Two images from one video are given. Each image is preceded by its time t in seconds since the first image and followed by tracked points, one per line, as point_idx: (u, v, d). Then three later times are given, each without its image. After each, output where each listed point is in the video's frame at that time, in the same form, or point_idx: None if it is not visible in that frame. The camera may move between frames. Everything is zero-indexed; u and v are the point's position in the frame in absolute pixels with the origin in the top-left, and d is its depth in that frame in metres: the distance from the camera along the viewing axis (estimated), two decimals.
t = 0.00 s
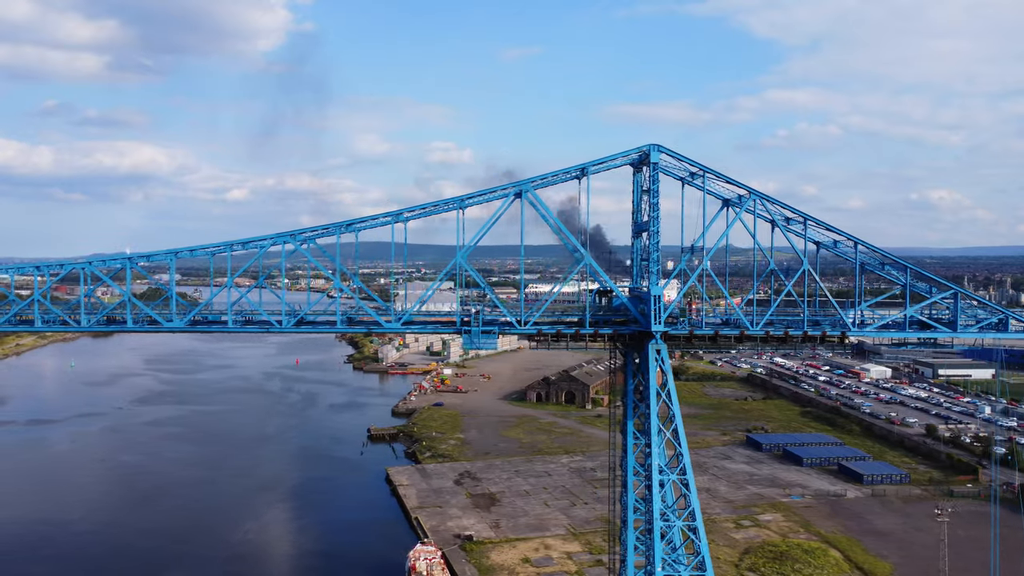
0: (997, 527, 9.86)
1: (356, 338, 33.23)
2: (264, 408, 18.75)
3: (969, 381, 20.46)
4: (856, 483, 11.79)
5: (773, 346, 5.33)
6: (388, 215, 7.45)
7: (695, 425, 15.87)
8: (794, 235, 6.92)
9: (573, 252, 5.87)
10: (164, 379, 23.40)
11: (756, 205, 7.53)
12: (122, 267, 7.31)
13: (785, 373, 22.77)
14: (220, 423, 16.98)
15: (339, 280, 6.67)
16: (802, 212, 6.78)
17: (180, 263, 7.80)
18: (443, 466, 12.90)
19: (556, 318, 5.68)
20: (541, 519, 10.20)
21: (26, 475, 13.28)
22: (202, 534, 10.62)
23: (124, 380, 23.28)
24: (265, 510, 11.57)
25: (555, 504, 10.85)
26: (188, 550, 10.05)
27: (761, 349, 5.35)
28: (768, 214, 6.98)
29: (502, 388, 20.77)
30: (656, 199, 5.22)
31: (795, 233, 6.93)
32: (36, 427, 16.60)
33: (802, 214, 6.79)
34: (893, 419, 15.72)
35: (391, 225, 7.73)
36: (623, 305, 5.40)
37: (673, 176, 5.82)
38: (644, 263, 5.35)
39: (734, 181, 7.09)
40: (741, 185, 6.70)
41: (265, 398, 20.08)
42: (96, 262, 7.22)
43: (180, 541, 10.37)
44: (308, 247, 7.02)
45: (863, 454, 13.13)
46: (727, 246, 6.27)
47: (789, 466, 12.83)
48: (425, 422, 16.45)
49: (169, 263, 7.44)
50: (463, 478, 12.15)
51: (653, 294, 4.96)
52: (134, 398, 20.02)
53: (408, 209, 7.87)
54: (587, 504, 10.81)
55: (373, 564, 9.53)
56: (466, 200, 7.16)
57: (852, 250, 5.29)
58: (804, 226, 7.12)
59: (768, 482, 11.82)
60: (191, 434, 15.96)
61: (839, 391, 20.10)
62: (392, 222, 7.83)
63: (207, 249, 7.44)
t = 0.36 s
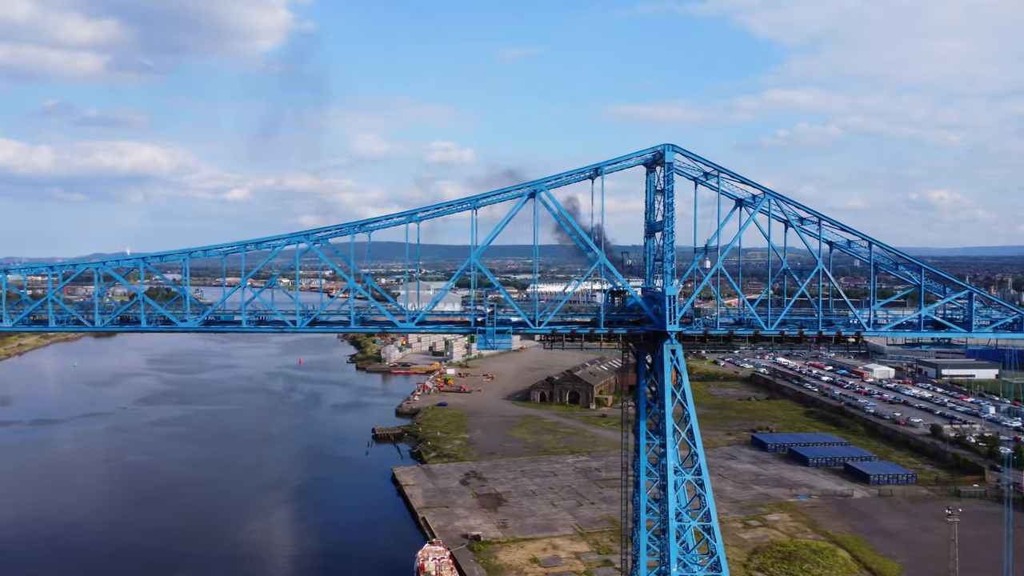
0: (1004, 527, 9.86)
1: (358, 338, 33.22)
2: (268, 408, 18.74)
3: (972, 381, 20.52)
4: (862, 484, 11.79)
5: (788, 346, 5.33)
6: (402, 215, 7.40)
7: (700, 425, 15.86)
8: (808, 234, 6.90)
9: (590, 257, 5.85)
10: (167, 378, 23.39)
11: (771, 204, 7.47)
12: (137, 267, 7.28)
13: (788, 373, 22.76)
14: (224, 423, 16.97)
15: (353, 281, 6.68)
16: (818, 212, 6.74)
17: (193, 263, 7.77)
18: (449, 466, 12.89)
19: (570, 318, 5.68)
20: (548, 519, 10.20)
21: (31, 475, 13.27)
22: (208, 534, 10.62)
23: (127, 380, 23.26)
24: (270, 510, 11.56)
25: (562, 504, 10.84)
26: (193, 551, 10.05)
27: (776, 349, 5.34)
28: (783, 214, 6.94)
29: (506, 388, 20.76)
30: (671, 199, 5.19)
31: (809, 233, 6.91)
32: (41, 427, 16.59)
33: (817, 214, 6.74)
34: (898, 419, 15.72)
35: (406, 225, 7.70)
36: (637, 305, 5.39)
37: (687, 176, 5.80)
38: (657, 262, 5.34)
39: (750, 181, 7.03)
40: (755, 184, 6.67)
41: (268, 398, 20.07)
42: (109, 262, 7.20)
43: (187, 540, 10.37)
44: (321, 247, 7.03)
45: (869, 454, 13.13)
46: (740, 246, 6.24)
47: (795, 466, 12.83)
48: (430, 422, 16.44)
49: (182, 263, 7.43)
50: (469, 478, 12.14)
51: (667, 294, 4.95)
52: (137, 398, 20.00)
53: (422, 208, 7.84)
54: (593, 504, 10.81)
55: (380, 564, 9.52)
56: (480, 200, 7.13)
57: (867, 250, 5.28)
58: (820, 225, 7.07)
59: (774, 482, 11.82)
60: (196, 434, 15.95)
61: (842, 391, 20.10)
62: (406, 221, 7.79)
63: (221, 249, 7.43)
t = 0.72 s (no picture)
0: (1013, 527, 9.85)
1: (360, 338, 33.23)
2: (272, 408, 18.72)
3: (976, 381, 20.55)
4: (869, 483, 11.78)
5: (804, 346, 5.32)
6: (416, 215, 7.39)
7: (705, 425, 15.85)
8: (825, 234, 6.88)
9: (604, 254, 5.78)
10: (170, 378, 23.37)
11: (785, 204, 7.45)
12: (152, 267, 7.28)
13: (792, 373, 22.76)
14: (229, 423, 16.97)
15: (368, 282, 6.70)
16: (833, 212, 6.71)
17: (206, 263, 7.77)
18: (454, 466, 12.88)
19: (585, 318, 5.67)
20: (556, 519, 10.19)
21: (36, 475, 13.25)
22: (211, 534, 10.61)
23: (130, 379, 23.24)
24: (274, 510, 11.55)
25: (569, 504, 10.84)
26: (197, 551, 10.04)
27: (792, 349, 5.33)
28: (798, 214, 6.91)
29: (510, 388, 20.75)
30: (686, 198, 5.18)
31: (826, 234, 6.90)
32: (45, 427, 16.57)
33: (832, 214, 6.72)
34: (903, 419, 15.72)
35: (420, 224, 7.69)
36: (652, 305, 5.38)
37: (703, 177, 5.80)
38: (671, 262, 5.34)
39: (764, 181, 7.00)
40: (773, 185, 6.66)
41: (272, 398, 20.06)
42: (125, 261, 7.18)
43: (193, 540, 10.36)
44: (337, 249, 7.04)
45: (875, 454, 13.12)
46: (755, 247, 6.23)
47: (801, 466, 12.82)
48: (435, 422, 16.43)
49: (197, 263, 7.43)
50: (475, 478, 12.14)
51: (683, 294, 4.94)
52: (141, 398, 19.99)
53: (436, 209, 7.82)
54: (600, 504, 10.81)
55: (388, 564, 9.49)
56: (494, 200, 7.11)
57: (882, 250, 5.28)
58: (835, 225, 7.04)
59: (780, 482, 11.81)
60: (201, 434, 15.93)
61: (846, 391, 20.11)
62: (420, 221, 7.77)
63: (236, 249, 7.42)
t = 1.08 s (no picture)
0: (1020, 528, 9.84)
1: (362, 338, 33.22)
2: (276, 408, 18.71)
3: (979, 381, 20.57)
4: (875, 484, 11.77)
5: (818, 346, 5.31)
6: (430, 216, 7.37)
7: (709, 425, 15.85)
8: (838, 234, 6.88)
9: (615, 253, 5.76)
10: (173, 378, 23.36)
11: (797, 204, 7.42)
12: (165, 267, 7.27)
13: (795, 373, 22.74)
14: (233, 423, 16.96)
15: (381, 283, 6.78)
16: (847, 212, 6.69)
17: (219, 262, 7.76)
18: (460, 466, 12.87)
19: (598, 318, 5.67)
20: (562, 519, 10.19)
21: (42, 475, 13.24)
22: (216, 534, 10.60)
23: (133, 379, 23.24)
24: (279, 509, 11.54)
25: (575, 504, 10.83)
26: (202, 551, 10.03)
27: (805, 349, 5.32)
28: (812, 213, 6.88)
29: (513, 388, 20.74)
30: (700, 199, 5.15)
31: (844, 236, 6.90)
32: (49, 427, 16.56)
33: (846, 214, 6.69)
34: (907, 419, 15.71)
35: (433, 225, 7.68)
36: (665, 305, 5.37)
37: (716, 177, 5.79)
38: (684, 262, 5.33)
39: (778, 181, 6.98)
40: (786, 185, 6.65)
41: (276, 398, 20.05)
42: (138, 260, 7.18)
43: (199, 540, 10.36)
44: (350, 247, 7.08)
45: (880, 454, 13.12)
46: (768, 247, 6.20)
47: (806, 466, 12.81)
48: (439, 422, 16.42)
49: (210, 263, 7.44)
50: (481, 478, 12.13)
51: (697, 294, 4.94)
52: (145, 398, 19.98)
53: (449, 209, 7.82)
54: (607, 504, 10.81)
55: (394, 563, 9.47)
56: (507, 200, 7.10)
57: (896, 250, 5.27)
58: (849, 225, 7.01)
59: (786, 482, 11.80)
60: (205, 434, 15.93)
61: (850, 391, 20.10)
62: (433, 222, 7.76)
63: (250, 248, 7.42)
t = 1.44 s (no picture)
0: None
1: (365, 338, 33.21)
2: (281, 407, 18.71)
3: (983, 381, 20.60)
4: (882, 484, 11.76)
5: (833, 346, 5.30)
6: (444, 215, 7.36)
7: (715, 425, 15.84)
8: (851, 234, 6.87)
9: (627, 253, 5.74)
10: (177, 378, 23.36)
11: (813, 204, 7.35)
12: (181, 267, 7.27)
13: (799, 373, 22.73)
14: (239, 423, 16.95)
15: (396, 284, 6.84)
16: (863, 212, 6.64)
17: (233, 261, 7.76)
18: (466, 466, 12.87)
19: (613, 318, 5.68)
20: (570, 519, 10.18)
21: (49, 475, 13.24)
22: (224, 534, 10.61)
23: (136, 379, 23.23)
24: (286, 509, 11.55)
25: (582, 504, 10.83)
26: (210, 551, 10.04)
27: (821, 349, 5.31)
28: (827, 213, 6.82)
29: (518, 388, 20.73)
30: (716, 198, 5.13)
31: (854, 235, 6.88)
32: (55, 427, 16.56)
33: (863, 214, 6.64)
34: (913, 419, 15.70)
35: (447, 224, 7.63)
36: (681, 305, 5.36)
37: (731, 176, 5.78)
38: (698, 262, 5.33)
39: (794, 180, 6.92)
40: (801, 184, 6.64)
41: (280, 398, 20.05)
42: (153, 260, 7.19)
43: (208, 541, 10.37)
44: (363, 247, 7.12)
45: (886, 454, 13.11)
46: (784, 246, 6.14)
47: (813, 466, 12.80)
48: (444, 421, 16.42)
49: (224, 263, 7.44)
50: (488, 478, 12.13)
51: (713, 294, 4.94)
52: (150, 398, 19.98)
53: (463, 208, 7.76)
54: (614, 504, 10.80)
55: (403, 562, 9.45)
56: (521, 200, 7.08)
57: (911, 250, 5.25)
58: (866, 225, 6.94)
59: (793, 482, 11.79)
60: (211, 434, 15.92)
61: (855, 391, 20.10)
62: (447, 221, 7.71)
63: (266, 248, 7.43)
